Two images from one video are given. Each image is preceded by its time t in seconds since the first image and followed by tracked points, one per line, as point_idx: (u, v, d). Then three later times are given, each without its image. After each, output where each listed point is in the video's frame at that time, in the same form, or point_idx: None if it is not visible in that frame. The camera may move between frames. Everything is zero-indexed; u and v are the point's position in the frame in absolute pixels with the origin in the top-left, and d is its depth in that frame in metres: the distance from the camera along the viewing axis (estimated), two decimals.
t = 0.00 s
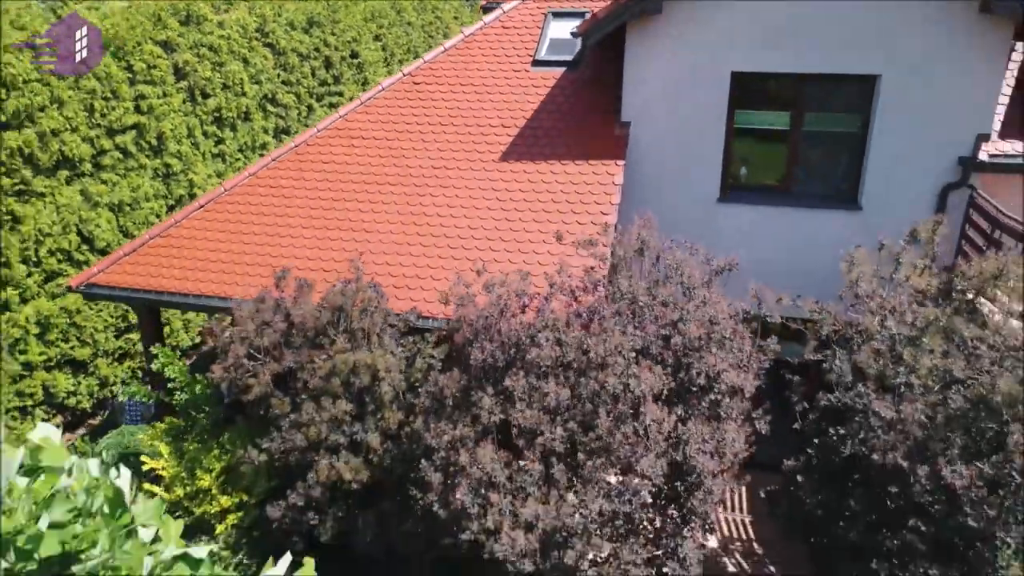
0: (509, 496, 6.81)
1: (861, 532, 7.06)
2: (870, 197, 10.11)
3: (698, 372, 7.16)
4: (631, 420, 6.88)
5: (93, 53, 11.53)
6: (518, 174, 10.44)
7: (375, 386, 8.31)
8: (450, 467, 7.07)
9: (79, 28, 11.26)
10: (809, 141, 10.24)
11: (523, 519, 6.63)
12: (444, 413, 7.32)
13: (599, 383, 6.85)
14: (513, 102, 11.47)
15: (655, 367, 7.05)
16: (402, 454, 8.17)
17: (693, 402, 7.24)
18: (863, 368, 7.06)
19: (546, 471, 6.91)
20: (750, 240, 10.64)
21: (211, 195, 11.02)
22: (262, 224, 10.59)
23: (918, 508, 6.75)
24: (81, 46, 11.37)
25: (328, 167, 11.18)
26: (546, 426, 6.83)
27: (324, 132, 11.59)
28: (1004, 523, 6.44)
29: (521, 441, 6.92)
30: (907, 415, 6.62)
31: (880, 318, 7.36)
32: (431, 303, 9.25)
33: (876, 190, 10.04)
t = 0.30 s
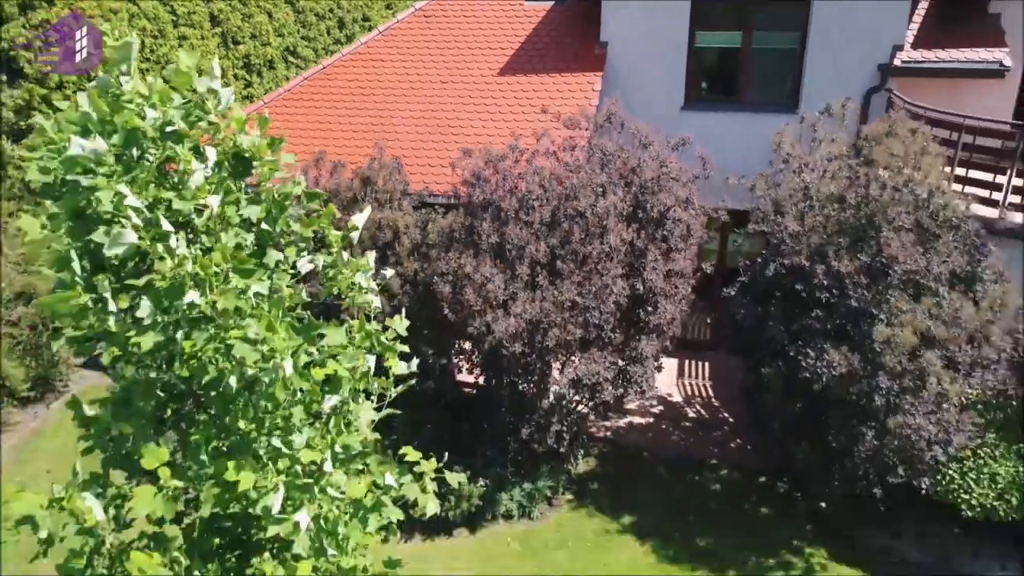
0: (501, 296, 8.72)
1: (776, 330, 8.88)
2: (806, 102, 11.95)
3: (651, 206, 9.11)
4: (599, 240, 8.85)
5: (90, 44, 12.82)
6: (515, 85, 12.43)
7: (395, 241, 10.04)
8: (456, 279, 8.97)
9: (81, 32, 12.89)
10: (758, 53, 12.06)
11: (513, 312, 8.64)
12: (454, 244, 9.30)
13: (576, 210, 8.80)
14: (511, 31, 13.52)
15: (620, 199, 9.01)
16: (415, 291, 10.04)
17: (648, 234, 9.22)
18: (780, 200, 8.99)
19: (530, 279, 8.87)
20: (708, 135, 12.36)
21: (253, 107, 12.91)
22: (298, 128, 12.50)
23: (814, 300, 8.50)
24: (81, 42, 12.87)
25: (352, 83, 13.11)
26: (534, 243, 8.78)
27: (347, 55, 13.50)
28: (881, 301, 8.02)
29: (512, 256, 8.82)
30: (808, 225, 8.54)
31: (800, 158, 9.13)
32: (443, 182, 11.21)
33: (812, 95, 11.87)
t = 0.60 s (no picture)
0: (494, 171, 10.51)
1: (724, 200, 10.66)
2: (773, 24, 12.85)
3: (622, 99, 11.00)
4: (578, 126, 10.70)
5: (92, 53, 15.25)
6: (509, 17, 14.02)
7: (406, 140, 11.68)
8: (456, 159, 10.64)
9: (80, 31, 15.18)
10: None
11: (504, 183, 10.44)
12: (452, 131, 10.90)
13: (558, 100, 10.64)
14: None
15: (595, 94, 10.90)
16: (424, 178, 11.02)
17: (620, 125, 11.09)
18: (727, 95, 10.59)
19: (520, 158, 10.68)
20: (683, 52, 13.12)
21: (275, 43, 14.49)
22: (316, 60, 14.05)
23: (755, 170, 10.30)
24: (81, 46, 15.20)
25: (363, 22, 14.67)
26: (523, 127, 10.63)
27: None
28: (806, 167, 9.94)
29: (505, 138, 10.61)
30: (749, 107, 10.31)
31: (746, 67, 10.54)
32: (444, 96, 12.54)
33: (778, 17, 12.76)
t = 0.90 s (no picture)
0: (495, 165, 10.72)
1: (720, 193, 10.85)
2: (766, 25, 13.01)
3: (621, 95, 11.21)
4: (577, 121, 10.91)
5: (93, 53, 15.20)
6: (510, 15, 14.11)
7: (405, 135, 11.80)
8: (457, 154, 10.85)
9: (82, 31, 14.91)
10: None
11: (505, 177, 10.63)
12: (453, 127, 11.10)
13: (558, 96, 10.86)
14: None
15: (594, 90, 11.10)
16: (426, 173, 11.20)
17: (618, 120, 11.30)
18: (724, 91, 10.81)
19: (520, 152, 10.88)
20: (681, 50, 13.31)
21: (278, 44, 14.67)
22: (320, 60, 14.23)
23: (750, 164, 10.50)
24: (81, 46, 15.03)
25: (365, 24, 14.83)
26: (523, 123, 10.85)
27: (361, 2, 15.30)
28: (801, 160, 10.13)
29: (506, 133, 10.82)
30: (745, 102, 10.51)
31: (742, 64, 10.79)
32: (444, 94, 12.69)
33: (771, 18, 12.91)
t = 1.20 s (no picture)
0: (496, 160, 10.91)
1: (717, 188, 11.04)
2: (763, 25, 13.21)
3: (619, 92, 11.40)
4: (577, 118, 11.11)
5: (92, 53, 15.40)
6: (510, 17, 14.30)
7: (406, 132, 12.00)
8: (458, 150, 11.04)
9: (81, 31, 15.16)
10: None
11: (505, 172, 10.82)
12: (454, 123, 11.31)
13: (557, 93, 11.06)
14: None
15: (592, 87, 11.30)
16: (427, 169, 11.36)
17: (617, 117, 11.49)
18: (720, 89, 11.01)
19: (520, 148, 11.08)
20: (679, 49, 13.55)
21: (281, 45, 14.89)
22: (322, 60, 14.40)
23: (746, 159, 10.70)
24: (81, 46, 15.24)
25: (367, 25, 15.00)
26: (523, 119, 11.04)
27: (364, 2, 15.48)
28: (795, 155, 10.33)
29: (506, 129, 11.02)
30: (740, 98, 10.71)
31: (738, 62, 11.06)
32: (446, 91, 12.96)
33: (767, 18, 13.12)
